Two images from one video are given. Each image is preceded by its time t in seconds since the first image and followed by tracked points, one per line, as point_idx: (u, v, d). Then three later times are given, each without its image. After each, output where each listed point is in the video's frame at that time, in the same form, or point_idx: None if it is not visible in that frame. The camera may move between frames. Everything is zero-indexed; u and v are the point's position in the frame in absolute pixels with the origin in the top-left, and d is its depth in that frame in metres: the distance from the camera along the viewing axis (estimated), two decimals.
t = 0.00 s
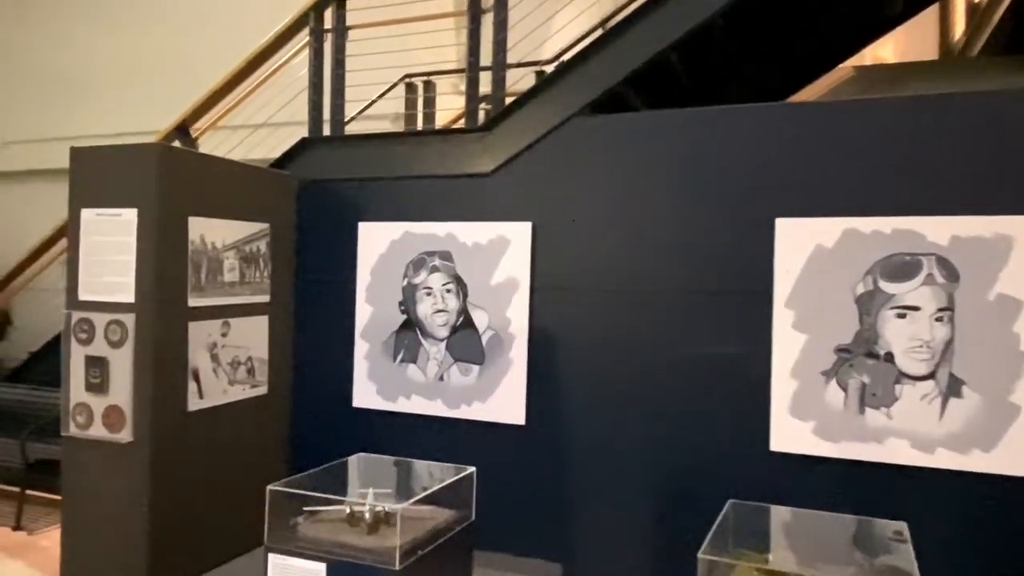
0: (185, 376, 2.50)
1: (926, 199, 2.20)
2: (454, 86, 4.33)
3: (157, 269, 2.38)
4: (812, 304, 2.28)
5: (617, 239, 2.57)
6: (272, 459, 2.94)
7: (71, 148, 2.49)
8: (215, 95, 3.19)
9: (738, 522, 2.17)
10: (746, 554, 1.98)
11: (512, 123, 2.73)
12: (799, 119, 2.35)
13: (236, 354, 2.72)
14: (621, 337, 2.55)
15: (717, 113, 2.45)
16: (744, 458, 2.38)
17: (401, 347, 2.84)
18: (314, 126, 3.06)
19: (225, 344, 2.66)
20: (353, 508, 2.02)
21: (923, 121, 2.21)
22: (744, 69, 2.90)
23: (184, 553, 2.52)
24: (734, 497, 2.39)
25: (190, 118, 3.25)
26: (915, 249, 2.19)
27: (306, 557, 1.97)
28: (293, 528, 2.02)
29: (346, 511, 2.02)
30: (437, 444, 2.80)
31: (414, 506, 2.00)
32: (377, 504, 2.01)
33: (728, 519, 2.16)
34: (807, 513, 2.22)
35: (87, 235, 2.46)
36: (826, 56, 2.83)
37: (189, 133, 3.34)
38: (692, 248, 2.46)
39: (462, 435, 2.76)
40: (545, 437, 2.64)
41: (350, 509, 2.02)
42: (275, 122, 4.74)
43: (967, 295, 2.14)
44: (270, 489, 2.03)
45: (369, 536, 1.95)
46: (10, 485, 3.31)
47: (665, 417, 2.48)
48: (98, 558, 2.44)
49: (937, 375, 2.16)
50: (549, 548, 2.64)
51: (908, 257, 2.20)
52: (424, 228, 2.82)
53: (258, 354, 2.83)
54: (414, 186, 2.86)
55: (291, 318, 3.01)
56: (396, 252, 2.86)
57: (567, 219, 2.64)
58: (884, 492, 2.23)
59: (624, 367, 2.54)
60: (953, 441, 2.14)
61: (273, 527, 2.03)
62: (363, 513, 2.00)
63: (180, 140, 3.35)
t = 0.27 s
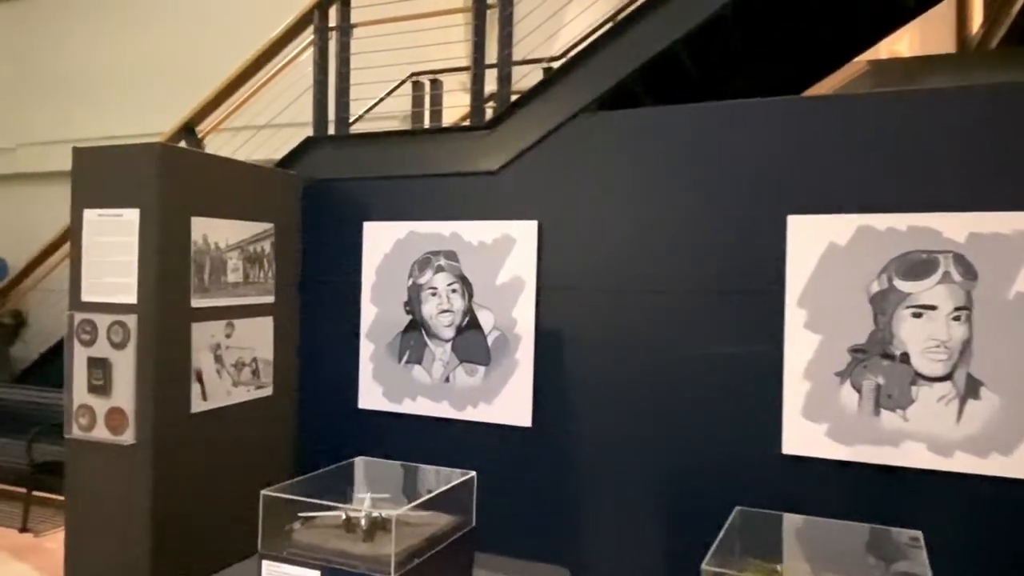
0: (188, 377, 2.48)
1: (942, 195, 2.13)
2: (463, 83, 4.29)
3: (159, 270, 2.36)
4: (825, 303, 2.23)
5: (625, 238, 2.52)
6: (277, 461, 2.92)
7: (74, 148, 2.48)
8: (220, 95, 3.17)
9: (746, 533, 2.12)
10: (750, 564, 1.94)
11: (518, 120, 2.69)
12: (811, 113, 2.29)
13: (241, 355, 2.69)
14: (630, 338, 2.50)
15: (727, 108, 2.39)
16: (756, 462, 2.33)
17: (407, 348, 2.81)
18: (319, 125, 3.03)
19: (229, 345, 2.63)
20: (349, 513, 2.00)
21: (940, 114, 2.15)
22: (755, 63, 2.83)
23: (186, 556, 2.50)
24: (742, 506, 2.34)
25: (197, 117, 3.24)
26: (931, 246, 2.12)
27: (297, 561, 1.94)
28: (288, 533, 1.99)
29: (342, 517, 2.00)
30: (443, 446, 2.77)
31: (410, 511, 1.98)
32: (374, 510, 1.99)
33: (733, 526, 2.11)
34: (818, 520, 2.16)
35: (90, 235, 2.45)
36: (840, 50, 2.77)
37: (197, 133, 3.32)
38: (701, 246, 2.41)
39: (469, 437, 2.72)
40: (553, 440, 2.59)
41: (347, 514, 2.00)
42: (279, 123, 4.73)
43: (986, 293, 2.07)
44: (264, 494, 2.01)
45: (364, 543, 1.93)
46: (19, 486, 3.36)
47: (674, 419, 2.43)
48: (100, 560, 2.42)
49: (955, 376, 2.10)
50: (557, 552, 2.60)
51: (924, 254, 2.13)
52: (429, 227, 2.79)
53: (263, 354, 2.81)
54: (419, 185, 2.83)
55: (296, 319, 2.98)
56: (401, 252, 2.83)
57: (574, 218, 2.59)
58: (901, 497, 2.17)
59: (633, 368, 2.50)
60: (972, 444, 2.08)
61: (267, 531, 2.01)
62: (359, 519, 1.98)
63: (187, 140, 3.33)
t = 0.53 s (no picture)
0: (195, 379, 2.46)
1: (962, 192, 2.08)
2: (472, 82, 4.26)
3: (165, 271, 2.34)
4: (841, 302, 2.17)
5: (635, 237, 2.48)
6: (285, 463, 2.90)
7: (80, 149, 2.47)
8: (228, 95, 3.16)
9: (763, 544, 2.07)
10: None
11: (527, 118, 2.66)
12: (826, 109, 2.24)
13: (248, 356, 2.68)
14: (640, 339, 2.46)
15: (739, 104, 2.35)
16: (770, 465, 2.28)
17: (415, 349, 2.78)
18: (326, 124, 3.01)
19: (237, 347, 2.61)
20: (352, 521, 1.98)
21: (960, 109, 2.09)
22: (769, 58, 2.78)
23: (193, 560, 2.48)
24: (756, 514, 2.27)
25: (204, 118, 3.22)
26: (950, 244, 2.07)
27: (298, 569, 1.94)
28: (290, 541, 1.97)
29: (345, 524, 1.98)
30: (452, 448, 2.73)
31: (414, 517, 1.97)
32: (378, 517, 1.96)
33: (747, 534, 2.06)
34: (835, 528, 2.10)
35: (96, 237, 2.43)
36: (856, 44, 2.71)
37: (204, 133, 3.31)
38: (714, 246, 2.36)
39: (478, 439, 2.69)
40: (563, 442, 2.56)
41: (350, 520, 1.99)
42: (285, 124, 4.71)
43: (1008, 292, 2.02)
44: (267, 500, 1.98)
45: (368, 551, 1.91)
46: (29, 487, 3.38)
47: (687, 421, 2.39)
48: (107, 563, 2.41)
49: (976, 377, 2.04)
50: (567, 556, 2.56)
51: (943, 253, 2.08)
52: (437, 227, 2.75)
53: (271, 356, 2.79)
54: (427, 184, 2.80)
55: (304, 320, 2.96)
56: (409, 252, 2.80)
57: (584, 216, 2.55)
58: (920, 502, 2.12)
59: (644, 369, 2.45)
60: (993, 447, 2.02)
61: (268, 539, 1.99)
62: (362, 526, 1.95)
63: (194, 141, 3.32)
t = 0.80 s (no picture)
0: (203, 381, 2.43)
1: (987, 187, 2.02)
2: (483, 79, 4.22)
3: (173, 270, 2.31)
4: (862, 302, 2.12)
5: (649, 235, 2.43)
6: (295, 465, 2.87)
7: (87, 148, 2.44)
8: (237, 92, 3.13)
9: (783, 551, 2.01)
10: None
11: (538, 115, 2.61)
12: (846, 102, 2.18)
13: (257, 357, 2.65)
14: (655, 339, 2.41)
15: (756, 99, 2.30)
16: (788, 468, 2.23)
17: (426, 350, 2.74)
18: (336, 122, 2.98)
19: (245, 348, 2.59)
20: (361, 526, 1.93)
21: (985, 102, 2.03)
22: (785, 52, 2.72)
23: (202, 563, 2.45)
24: (780, 522, 2.22)
25: (212, 116, 3.20)
26: (975, 241, 2.01)
27: None
28: (298, 548, 1.96)
29: (354, 529, 1.93)
30: (463, 451, 2.70)
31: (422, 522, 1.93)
32: (386, 523, 1.93)
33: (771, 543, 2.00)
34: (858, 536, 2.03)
35: (104, 236, 2.41)
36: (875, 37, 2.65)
37: (213, 132, 3.29)
38: (730, 243, 2.31)
39: (490, 440, 2.65)
40: (576, 444, 2.51)
41: (359, 527, 1.93)
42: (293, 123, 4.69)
43: None
44: (270, 506, 1.97)
45: (378, 558, 1.88)
46: (38, 488, 3.37)
47: (703, 423, 2.34)
48: (116, 566, 2.39)
49: (1002, 378, 1.98)
50: (580, 560, 2.51)
51: (967, 250, 2.02)
52: (448, 226, 2.72)
53: (280, 357, 2.76)
54: (437, 182, 2.76)
55: (314, 320, 2.93)
56: (419, 251, 2.76)
57: (596, 214, 2.51)
58: (945, 506, 2.06)
59: (658, 370, 2.41)
60: (1020, 450, 1.96)
61: (278, 544, 1.99)
62: (371, 532, 1.92)
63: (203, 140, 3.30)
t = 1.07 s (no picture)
0: (210, 382, 2.40)
1: (1013, 183, 1.96)
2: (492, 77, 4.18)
3: (179, 270, 2.28)
4: (882, 301, 2.07)
5: (663, 233, 2.38)
6: (303, 467, 2.84)
7: (93, 147, 2.42)
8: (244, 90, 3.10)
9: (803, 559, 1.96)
10: None
11: (549, 111, 2.57)
12: (865, 96, 2.13)
13: (264, 358, 2.61)
14: (668, 339, 2.37)
15: (772, 93, 2.25)
16: (806, 471, 2.18)
17: (435, 350, 2.70)
18: (343, 119, 2.94)
19: (253, 348, 2.55)
20: (370, 533, 1.92)
21: (1010, 95, 1.97)
22: (801, 45, 2.67)
23: (208, 567, 2.41)
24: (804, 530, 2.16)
25: (219, 114, 3.17)
26: (1000, 238, 1.95)
27: None
28: (305, 554, 1.90)
29: (362, 536, 1.92)
30: (473, 453, 2.66)
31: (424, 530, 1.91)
32: (396, 530, 1.92)
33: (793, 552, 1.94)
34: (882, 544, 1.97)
35: (109, 236, 2.38)
36: (893, 31, 2.59)
37: (220, 130, 3.26)
38: (746, 241, 2.26)
39: (500, 443, 2.61)
40: (588, 447, 2.47)
41: (366, 533, 1.92)
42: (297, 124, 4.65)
43: None
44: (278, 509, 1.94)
45: (387, 565, 1.86)
46: (45, 489, 3.36)
47: (718, 426, 2.29)
48: (122, 569, 2.36)
49: None
50: (592, 565, 2.47)
51: (991, 248, 1.96)
52: (457, 225, 2.68)
53: (288, 357, 2.72)
54: (446, 180, 2.72)
55: (322, 320, 2.90)
56: (428, 250, 2.72)
57: (608, 213, 2.46)
58: (969, 511, 2.00)
59: (671, 371, 2.36)
60: None
61: (282, 550, 1.91)
62: (380, 539, 1.90)
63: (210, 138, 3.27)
